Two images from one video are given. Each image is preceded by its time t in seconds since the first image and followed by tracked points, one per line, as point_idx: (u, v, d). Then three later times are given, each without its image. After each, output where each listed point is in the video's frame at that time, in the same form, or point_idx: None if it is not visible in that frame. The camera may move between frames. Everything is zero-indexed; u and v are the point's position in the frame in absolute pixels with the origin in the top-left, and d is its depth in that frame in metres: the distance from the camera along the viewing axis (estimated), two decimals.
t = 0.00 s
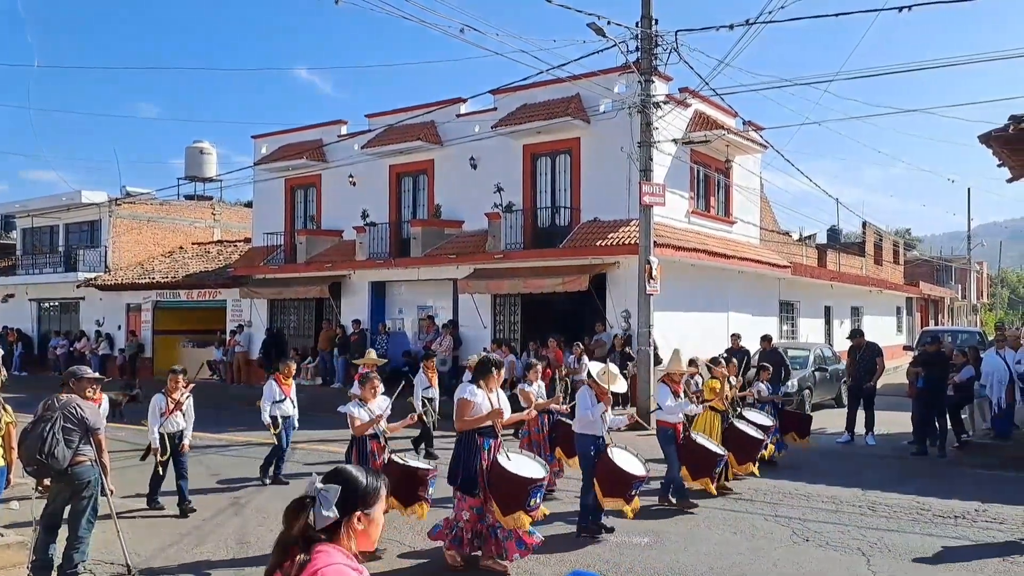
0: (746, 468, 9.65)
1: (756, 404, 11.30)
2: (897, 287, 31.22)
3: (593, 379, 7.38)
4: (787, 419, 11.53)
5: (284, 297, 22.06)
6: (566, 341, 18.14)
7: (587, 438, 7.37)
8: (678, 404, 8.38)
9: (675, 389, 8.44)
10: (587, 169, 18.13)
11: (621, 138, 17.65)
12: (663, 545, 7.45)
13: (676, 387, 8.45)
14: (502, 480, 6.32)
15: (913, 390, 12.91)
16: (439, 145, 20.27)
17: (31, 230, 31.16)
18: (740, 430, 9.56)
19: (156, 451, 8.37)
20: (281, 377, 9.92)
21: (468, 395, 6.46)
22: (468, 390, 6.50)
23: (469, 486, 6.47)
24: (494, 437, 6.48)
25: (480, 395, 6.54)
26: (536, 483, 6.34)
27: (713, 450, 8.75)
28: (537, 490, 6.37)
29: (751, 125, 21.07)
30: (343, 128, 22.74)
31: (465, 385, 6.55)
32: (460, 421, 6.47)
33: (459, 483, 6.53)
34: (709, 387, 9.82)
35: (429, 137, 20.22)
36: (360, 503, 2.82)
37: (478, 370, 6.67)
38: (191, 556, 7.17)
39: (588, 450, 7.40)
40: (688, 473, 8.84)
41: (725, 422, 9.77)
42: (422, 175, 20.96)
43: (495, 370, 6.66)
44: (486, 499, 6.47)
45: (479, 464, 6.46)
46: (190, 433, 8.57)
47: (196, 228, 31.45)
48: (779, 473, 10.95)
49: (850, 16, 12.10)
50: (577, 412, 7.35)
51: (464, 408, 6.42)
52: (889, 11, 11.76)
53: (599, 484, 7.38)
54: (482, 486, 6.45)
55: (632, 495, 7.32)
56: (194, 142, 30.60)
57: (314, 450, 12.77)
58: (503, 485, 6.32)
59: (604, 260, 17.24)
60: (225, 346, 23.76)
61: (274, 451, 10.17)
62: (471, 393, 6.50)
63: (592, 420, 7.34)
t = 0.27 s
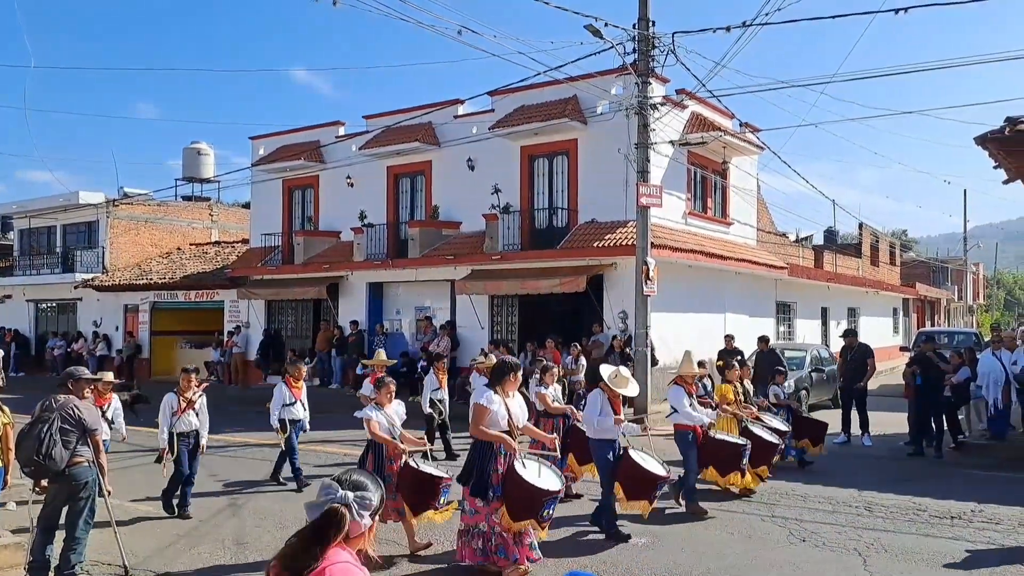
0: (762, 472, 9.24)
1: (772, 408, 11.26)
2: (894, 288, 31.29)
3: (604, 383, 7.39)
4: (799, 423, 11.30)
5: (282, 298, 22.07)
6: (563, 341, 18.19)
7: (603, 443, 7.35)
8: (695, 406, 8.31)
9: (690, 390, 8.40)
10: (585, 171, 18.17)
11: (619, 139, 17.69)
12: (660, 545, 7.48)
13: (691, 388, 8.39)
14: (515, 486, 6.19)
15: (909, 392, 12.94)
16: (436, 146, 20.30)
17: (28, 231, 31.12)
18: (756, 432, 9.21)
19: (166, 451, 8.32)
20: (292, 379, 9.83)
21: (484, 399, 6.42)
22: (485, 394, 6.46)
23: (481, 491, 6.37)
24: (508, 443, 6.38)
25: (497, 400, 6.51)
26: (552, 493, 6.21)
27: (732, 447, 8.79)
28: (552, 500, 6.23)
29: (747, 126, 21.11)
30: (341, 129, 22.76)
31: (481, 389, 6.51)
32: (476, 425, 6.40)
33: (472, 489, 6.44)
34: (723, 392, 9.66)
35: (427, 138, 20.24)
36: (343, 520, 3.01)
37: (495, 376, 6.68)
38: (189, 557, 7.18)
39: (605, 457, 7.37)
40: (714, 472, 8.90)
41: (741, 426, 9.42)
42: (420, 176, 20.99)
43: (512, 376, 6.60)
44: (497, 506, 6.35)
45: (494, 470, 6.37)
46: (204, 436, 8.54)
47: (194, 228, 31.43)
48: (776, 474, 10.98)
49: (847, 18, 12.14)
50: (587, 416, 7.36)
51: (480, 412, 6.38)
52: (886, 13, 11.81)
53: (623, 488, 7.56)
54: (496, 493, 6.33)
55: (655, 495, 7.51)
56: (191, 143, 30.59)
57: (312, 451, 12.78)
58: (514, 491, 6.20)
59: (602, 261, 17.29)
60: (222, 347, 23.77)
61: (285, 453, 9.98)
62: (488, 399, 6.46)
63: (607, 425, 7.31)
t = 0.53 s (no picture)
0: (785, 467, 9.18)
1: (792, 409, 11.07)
2: (891, 289, 31.33)
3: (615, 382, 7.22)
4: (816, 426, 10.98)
5: (279, 298, 22.05)
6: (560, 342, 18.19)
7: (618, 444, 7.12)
8: (712, 406, 8.21)
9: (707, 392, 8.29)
10: (582, 172, 18.18)
11: (616, 140, 17.70)
12: (657, 545, 7.50)
13: (707, 390, 8.31)
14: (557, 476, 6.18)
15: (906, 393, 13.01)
16: (434, 147, 20.29)
17: (25, 232, 31.07)
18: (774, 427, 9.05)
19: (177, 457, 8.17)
20: (303, 380, 9.76)
21: (501, 404, 6.06)
22: (498, 398, 6.06)
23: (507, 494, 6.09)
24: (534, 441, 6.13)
25: (512, 403, 6.14)
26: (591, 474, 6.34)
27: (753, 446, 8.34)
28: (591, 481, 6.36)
29: (745, 127, 21.14)
30: (338, 130, 22.74)
31: (493, 393, 6.12)
32: (494, 431, 6.09)
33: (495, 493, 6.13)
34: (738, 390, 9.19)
35: (425, 139, 20.24)
36: (350, 519, 3.03)
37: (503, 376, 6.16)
38: (186, 558, 7.18)
39: (622, 457, 7.14)
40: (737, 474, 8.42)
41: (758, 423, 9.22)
42: (418, 176, 20.98)
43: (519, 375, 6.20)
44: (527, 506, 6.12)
45: (519, 473, 6.09)
46: (213, 442, 8.42)
47: (191, 229, 31.40)
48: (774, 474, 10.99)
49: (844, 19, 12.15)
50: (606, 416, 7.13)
51: (498, 417, 6.05)
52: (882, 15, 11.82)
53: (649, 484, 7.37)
54: (524, 494, 6.10)
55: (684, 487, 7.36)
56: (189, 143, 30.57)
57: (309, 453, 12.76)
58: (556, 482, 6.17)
59: (599, 262, 17.32)
60: (220, 348, 23.76)
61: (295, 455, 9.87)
62: (501, 403, 6.10)
63: (623, 424, 7.12)
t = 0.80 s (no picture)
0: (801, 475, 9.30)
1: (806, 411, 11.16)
2: (888, 290, 31.38)
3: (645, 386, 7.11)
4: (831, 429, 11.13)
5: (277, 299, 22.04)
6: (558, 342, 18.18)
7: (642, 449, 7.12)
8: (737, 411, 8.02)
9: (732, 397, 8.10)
10: (580, 173, 18.19)
11: (615, 141, 17.71)
12: (655, 546, 7.51)
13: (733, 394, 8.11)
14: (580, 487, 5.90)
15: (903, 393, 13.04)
16: (432, 148, 20.29)
17: (23, 232, 31.04)
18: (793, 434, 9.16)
19: (192, 460, 8.05)
20: (315, 382, 9.73)
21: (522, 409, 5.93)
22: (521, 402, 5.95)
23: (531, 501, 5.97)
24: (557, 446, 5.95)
25: (534, 407, 6.02)
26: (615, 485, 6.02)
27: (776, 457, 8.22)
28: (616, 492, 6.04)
29: (743, 128, 21.16)
30: (337, 131, 22.75)
31: (516, 398, 6.01)
32: (516, 438, 5.95)
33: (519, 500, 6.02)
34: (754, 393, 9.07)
35: (423, 140, 20.24)
36: (352, 520, 3.03)
37: (528, 379, 6.14)
38: (185, 559, 7.18)
39: (645, 462, 7.14)
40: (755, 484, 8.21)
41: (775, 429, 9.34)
42: (416, 177, 20.98)
43: (542, 378, 6.10)
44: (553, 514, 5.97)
45: (543, 478, 5.99)
46: (226, 441, 8.34)
47: (189, 230, 31.38)
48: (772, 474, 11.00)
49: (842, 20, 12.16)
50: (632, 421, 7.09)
51: (519, 423, 5.91)
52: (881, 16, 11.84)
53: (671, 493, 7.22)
54: (548, 501, 5.98)
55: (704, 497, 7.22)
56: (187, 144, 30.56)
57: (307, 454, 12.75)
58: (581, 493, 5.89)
59: (597, 263, 17.33)
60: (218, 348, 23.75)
61: (304, 449, 9.88)
62: (525, 406, 5.97)
63: (649, 430, 7.05)
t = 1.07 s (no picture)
0: (815, 481, 9.37)
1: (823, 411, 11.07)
2: (886, 289, 31.40)
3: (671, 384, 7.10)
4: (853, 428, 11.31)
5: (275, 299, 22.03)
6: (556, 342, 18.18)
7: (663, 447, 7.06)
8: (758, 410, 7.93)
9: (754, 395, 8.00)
10: (578, 173, 18.19)
11: (613, 141, 17.70)
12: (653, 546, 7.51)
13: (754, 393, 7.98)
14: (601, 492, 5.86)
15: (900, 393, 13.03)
16: (429, 148, 20.28)
17: (20, 233, 31.01)
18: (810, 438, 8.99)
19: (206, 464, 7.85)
20: (330, 383, 9.72)
21: (552, 402, 5.96)
22: (552, 396, 5.99)
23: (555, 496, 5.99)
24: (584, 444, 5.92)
25: (567, 402, 6.05)
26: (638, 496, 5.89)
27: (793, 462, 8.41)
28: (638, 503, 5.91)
29: (740, 128, 21.16)
30: (334, 131, 22.72)
31: (549, 391, 6.05)
32: (544, 431, 5.97)
33: (545, 492, 6.06)
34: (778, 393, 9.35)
35: (421, 140, 20.22)
36: (350, 520, 3.03)
37: (563, 375, 6.18)
38: (183, 559, 7.17)
39: (665, 460, 7.06)
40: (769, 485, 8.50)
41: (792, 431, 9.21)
42: (414, 177, 20.96)
43: (576, 375, 6.14)
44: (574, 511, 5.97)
45: (566, 476, 5.98)
46: (239, 444, 8.12)
47: (187, 230, 31.35)
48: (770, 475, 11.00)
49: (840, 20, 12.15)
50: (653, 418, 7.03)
51: (549, 416, 5.94)
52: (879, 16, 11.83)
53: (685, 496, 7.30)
54: (570, 499, 5.98)
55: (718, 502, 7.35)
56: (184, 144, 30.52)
57: (305, 454, 12.73)
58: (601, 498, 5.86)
59: (595, 263, 17.33)
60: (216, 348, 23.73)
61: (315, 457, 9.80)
62: (557, 399, 6.01)
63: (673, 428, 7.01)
